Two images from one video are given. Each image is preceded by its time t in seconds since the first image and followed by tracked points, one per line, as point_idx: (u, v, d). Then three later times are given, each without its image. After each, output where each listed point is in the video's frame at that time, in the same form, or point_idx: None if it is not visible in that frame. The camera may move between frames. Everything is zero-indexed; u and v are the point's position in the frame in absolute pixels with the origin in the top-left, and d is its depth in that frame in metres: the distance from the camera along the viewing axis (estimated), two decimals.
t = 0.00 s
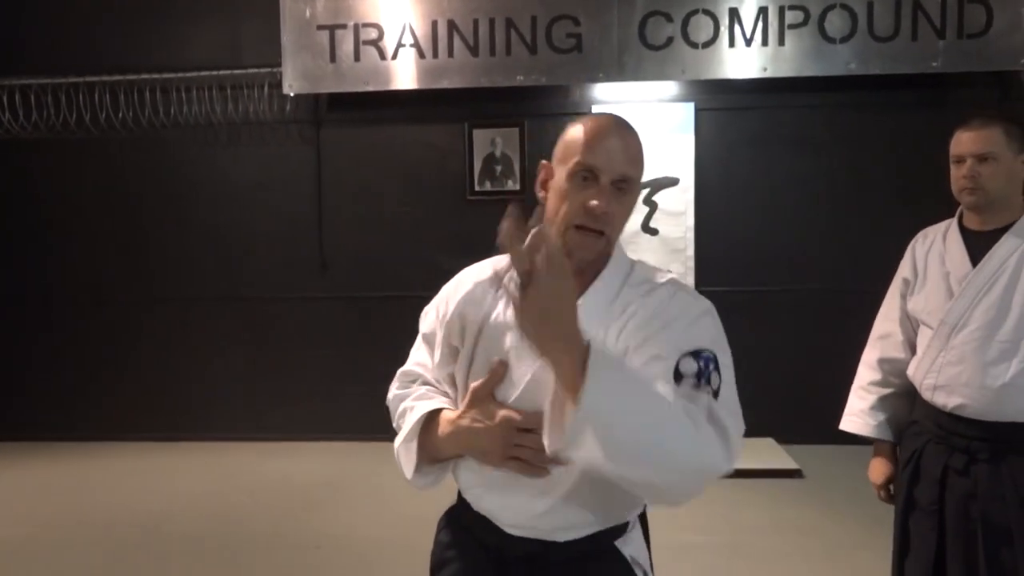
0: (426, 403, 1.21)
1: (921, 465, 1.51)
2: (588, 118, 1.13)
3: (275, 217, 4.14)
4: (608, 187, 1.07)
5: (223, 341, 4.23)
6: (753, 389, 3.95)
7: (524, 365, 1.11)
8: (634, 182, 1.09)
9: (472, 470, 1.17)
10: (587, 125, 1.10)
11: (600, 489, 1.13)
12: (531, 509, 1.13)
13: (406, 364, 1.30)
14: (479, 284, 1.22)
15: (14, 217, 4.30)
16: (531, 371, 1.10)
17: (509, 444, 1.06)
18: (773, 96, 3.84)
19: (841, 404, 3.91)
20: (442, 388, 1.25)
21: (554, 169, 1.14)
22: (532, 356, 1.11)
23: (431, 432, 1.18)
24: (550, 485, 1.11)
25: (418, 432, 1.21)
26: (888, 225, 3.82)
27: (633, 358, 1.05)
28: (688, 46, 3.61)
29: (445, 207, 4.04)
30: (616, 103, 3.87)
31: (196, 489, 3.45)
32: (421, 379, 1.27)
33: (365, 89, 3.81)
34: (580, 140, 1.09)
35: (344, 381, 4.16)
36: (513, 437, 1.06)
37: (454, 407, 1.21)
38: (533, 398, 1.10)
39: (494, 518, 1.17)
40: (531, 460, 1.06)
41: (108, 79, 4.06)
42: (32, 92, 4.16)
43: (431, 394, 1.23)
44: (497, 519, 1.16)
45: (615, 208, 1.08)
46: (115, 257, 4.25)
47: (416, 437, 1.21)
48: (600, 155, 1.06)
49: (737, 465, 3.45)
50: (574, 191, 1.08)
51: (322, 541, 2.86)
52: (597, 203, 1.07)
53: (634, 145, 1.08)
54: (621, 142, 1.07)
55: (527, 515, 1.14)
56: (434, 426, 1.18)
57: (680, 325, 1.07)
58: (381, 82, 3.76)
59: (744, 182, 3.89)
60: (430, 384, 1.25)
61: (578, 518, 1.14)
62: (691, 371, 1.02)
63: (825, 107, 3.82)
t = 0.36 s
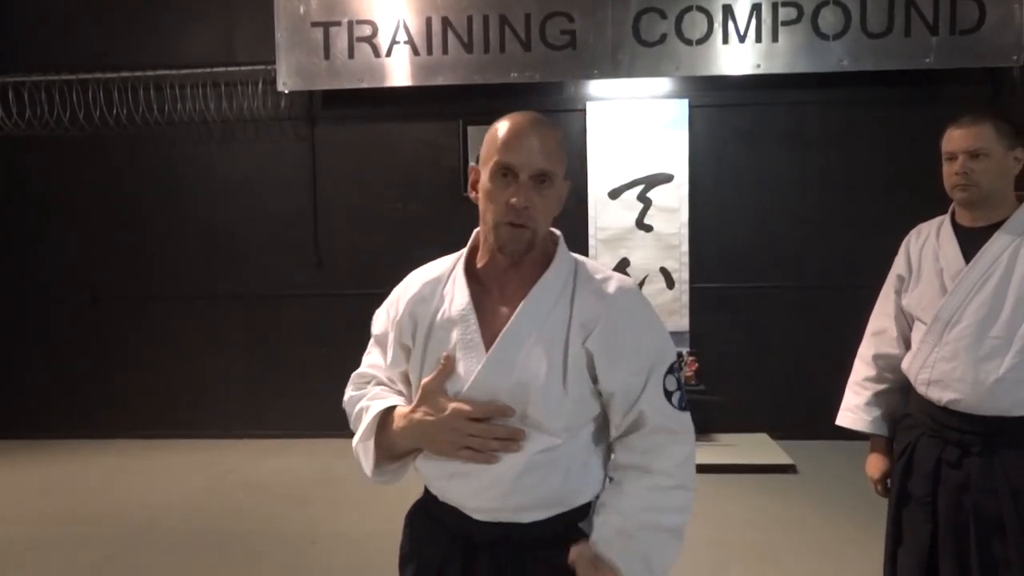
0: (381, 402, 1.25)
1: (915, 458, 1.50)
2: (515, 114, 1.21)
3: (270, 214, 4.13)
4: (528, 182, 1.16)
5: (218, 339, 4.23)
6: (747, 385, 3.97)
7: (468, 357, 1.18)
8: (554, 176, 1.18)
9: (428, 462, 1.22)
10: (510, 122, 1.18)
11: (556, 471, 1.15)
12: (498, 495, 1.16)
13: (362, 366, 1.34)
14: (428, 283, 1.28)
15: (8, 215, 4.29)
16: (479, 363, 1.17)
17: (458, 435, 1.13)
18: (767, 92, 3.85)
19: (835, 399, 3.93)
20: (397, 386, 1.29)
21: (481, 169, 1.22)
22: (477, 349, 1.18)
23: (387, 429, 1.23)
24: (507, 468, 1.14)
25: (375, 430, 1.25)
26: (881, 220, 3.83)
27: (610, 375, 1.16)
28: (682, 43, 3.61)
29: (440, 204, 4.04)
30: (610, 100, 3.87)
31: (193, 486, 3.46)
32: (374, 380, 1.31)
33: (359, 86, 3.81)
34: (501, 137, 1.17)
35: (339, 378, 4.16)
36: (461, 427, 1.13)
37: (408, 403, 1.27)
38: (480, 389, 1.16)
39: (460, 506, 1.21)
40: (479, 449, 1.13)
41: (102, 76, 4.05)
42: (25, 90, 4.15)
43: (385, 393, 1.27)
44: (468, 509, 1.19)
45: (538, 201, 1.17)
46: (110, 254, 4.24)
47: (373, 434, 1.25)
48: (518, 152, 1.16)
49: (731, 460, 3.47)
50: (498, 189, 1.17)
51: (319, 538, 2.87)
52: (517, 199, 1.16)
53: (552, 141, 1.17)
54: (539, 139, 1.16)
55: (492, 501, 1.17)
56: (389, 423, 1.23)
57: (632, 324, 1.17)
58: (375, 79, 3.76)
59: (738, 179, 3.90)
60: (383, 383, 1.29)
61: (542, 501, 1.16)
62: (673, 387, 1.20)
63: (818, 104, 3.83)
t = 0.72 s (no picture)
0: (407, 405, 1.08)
1: (902, 450, 1.51)
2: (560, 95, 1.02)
3: (271, 206, 4.15)
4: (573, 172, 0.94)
5: (220, 330, 4.25)
6: (746, 378, 3.98)
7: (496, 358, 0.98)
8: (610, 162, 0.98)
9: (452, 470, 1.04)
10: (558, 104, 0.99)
11: (586, 470, 0.98)
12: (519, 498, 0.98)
13: (390, 363, 1.17)
14: (457, 281, 1.09)
15: (12, 207, 4.31)
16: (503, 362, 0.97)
17: (485, 441, 0.96)
18: (767, 86, 3.86)
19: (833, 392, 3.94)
20: (423, 387, 1.11)
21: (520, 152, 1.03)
22: (504, 350, 0.98)
23: (411, 437, 1.06)
24: (534, 481, 0.97)
25: (399, 435, 1.08)
26: (879, 215, 3.84)
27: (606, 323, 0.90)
28: (683, 37, 3.62)
29: (441, 196, 4.06)
30: (610, 94, 3.89)
31: (195, 476, 3.49)
32: (403, 380, 1.14)
33: (360, 79, 3.82)
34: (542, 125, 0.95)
35: (340, 370, 4.18)
36: (490, 436, 0.95)
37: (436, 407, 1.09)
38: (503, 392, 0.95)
39: (479, 514, 1.03)
40: (509, 459, 0.96)
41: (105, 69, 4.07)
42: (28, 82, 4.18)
43: (412, 395, 1.10)
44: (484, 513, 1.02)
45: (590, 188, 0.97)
46: (112, 246, 4.27)
47: (398, 439, 1.08)
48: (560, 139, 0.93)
49: (729, 453, 3.49)
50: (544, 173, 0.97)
51: (319, 527, 2.90)
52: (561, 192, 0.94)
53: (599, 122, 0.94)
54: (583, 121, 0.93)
55: (516, 508, 0.99)
56: (412, 429, 1.06)
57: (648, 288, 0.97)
58: (376, 72, 3.77)
59: (737, 173, 3.91)
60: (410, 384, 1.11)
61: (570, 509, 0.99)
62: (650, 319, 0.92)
63: (819, 98, 3.84)
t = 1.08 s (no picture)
0: (428, 404, 1.14)
1: (885, 443, 1.54)
2: (599, 112, 1.08)
3: (274, 200, 4.19)
4: (613, 185, 1.03)
5: (222, 323, 4.29)
6: (744, 372, 4.01)
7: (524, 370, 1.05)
8: (641, 181, 1.05)
9: (472, 468, 1.09)
10: (595, 121, 1.06)
11: (606, 474, 1.03)
12: (542, 502, 1.02)
13: (411, 357, 1.25)
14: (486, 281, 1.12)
15: (16, 200, 4.35)
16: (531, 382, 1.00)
17: (506, 448, 0.99)
18: (765, 83, 3.88)
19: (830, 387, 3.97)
20: (447, 384, 1.18)
21: (559, 165, 1.10)
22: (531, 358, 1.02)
23: (434, 432, 1.11)
24: (558, 488, 1.01)
25: (420, 432, 1.14)
26: (877, 211, 3.86)
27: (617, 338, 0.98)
28: (682, 33, 3.64)
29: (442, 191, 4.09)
30: (609, 90, 3.91)
31: (197, 467, 3.53)
32: (425, 374, 1.21)
33: (362, 74, 3.85)
34: (584, 137, 1.05)
35: (341, 363, 4.22)
36: (510, 444, 0.98)
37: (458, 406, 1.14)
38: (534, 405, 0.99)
39: (500, 513, 1.08)
40: (528, 465, 1.00)
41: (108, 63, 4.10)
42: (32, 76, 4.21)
43: (435, 391, 1.17)
44: (506, 514, 1.06)
45: (622, 206, 1.05)
46: (115, 239, 4.30)
47: (419, 435, 1.14)
48: (601, 152, 1.03)
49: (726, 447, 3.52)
50: (579, 189, 1.05)
51: (320, 518, 2.94)
52: (602, 204, 1.04)
53: (640, 141, 1.04)
54: (626, 138, 1.03)
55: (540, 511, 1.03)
56: (433, 430, 1.11)
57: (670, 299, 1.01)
58: (378, 68, 3.80)
59: (736, 169, 3.93)
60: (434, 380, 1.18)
61: (590, 511, 1.04)
62: (656, 334, 0.95)
63: (818, 95, 3.86)
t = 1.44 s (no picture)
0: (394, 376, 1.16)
1: (859, 425, 1.60)
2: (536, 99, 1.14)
3: (260, 195, 4.21)
4: (548, 162, 1.09)
5: (210, 318, 4.32)
6: (727, 363, 4.07)
7: (479, 339, 1.11)
8: (575, 157, 1.11)
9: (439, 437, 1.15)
10: (528, 105, 1.11)
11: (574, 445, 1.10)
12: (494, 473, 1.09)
13: (386, 343, 1.26)
14: (445, 266, 1.21)
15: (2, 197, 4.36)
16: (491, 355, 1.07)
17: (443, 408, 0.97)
18: (746, 77, 3.94)
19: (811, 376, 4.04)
20: (414, 363, 1.19)
21: (502, 150, 1.15)
22: (488, 331, 1.10)
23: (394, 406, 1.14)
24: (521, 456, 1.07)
25: (384, 407, 1.17)
26: (857, 203, 3.93)
27: (598, 350, 1.04)
28: (665, 28, 3.69)
29: (428, 185, 4.12)
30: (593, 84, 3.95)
31: (188, 461, 3.56)
32: (394, 356, 1.22)
33: (347, 70, 3.88)
34: (521, 120, 1.10)
35: (329, 357, 4.26)
36: (447, 404, 0.97)
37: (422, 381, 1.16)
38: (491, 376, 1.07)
39: (468, 481, 1.13)
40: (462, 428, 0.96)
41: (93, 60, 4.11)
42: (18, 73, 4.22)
43: (401, 368, 1.17)
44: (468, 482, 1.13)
45: (558, 181, 1.10)
46: (102, 235, 4.32)
47: (383, 410, 1.17)
48: (536, 132, 1.08)
49: (709, 435, 3.59)
50: (517, 171, 1.10)
51: (310, 509, 2.98)
52: (538, 178, 1.08)
53: (574, 123, 1.10)
54: (560, 120, 1.08)
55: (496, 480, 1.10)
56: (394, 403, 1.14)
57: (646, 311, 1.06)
58: (363, 63, 3.83)
59: (718, 162, 3.99)
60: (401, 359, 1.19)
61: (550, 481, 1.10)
62: (650, 367, 1.03)
63: (798, 89, 3.91)
